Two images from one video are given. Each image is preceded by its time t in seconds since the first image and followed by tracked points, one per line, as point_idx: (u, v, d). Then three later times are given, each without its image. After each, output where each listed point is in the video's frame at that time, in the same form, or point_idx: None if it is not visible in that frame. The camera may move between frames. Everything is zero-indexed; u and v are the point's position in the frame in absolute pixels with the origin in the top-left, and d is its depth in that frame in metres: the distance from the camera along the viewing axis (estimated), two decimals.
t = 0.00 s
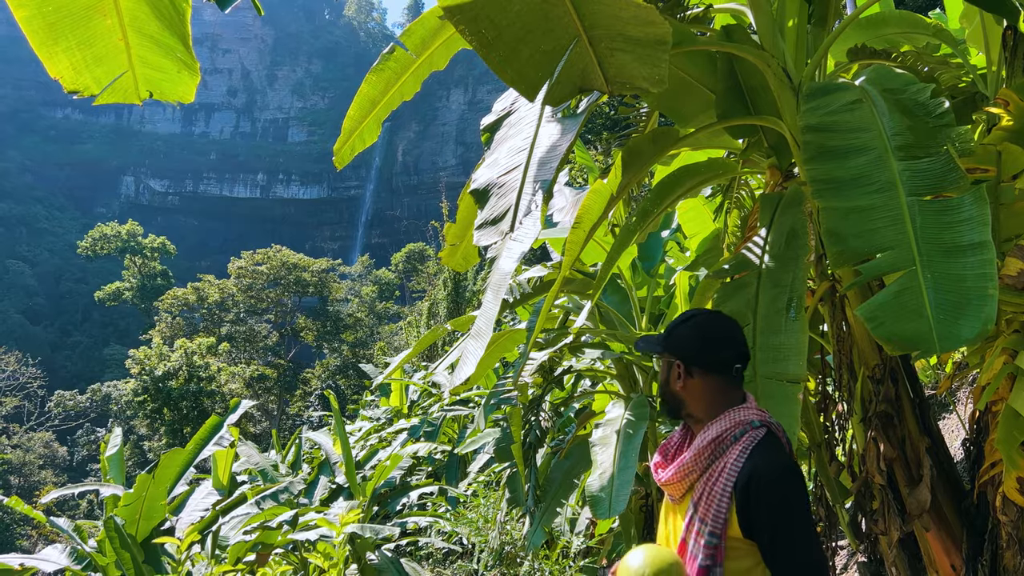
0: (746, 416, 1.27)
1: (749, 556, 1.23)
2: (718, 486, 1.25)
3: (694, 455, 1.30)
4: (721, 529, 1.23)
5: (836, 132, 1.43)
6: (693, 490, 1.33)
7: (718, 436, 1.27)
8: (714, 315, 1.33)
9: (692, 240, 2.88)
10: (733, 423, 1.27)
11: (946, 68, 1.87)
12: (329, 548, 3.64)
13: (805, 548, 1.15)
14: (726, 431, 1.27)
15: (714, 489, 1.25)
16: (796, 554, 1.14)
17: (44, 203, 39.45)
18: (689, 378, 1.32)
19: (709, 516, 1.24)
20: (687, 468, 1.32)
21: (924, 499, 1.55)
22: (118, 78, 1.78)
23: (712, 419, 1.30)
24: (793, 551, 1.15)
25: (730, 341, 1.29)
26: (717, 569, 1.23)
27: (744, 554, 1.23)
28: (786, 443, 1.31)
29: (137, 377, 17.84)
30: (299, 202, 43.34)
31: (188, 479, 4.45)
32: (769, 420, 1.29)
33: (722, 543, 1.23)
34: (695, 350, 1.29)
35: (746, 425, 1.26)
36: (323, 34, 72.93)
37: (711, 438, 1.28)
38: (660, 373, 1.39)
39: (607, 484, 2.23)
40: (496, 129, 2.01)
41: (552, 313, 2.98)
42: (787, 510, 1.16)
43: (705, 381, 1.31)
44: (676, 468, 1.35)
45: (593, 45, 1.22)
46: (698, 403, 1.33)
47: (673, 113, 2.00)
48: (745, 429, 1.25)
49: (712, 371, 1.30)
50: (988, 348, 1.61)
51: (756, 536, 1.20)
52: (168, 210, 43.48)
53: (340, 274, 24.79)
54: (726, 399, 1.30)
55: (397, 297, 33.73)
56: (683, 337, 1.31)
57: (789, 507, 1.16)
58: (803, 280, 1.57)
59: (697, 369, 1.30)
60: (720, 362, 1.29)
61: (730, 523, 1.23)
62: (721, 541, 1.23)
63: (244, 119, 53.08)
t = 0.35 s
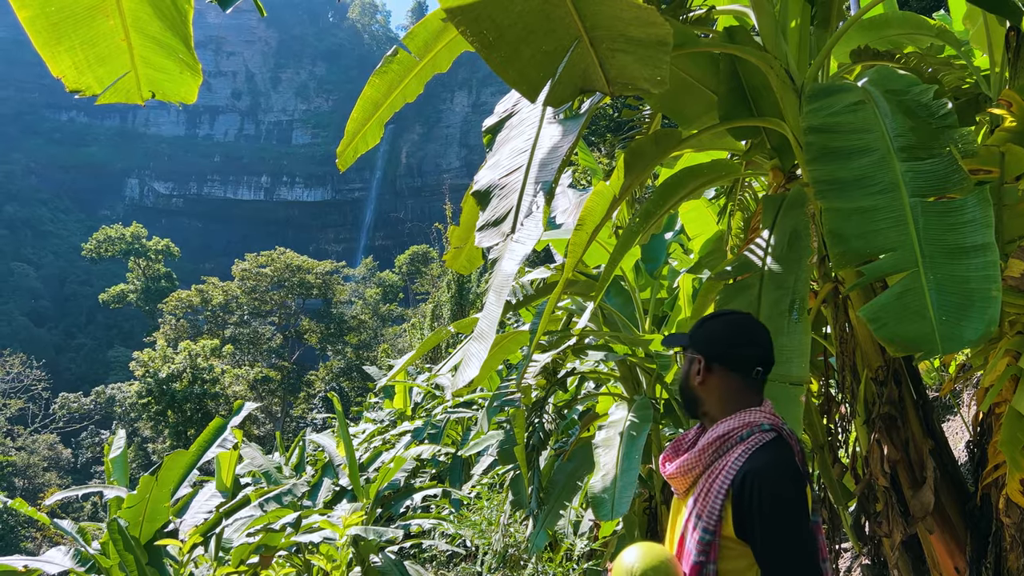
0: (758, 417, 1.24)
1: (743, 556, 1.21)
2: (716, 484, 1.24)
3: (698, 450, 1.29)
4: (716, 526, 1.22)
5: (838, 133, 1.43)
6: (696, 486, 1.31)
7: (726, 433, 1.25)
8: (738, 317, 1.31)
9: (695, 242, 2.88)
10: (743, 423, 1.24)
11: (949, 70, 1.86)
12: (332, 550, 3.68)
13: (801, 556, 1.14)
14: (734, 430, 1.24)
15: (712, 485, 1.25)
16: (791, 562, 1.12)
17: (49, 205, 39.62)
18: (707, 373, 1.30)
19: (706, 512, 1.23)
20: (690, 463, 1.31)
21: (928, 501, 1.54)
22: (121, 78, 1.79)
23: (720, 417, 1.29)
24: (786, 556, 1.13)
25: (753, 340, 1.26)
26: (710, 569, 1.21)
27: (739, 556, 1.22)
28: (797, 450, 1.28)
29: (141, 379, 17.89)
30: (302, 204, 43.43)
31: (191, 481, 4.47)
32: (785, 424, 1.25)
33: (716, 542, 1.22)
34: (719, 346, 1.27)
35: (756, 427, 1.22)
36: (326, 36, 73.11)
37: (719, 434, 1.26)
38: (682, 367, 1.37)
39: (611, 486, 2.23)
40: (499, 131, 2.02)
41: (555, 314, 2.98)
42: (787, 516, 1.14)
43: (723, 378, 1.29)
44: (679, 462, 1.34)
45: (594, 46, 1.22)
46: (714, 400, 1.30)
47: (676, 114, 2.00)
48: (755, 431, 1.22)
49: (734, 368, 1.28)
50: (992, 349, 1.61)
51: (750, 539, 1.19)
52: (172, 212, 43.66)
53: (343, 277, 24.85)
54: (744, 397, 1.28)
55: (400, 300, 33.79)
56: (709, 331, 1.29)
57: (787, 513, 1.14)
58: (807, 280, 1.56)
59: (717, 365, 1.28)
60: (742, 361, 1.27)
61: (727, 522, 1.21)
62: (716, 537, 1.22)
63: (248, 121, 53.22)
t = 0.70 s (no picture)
0: (734, 422, 1.26)
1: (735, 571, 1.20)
2: (701, 494, 1.23)
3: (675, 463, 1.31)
4: (705, 538, 1.21)
5: (838, 134, 1.42)
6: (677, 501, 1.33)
7: (703, 443, 1.27)
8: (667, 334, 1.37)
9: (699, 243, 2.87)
10: (718, 431, 1.26)
11: (952, 71, 1.86)
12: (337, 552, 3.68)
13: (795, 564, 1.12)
14: (711, 439, 1.26)
15: (696, 497, 1.24)
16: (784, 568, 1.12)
17: (57, 208, 39.89)
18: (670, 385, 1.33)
19: (694, 526, 1.22)
20: (672, 476, 1.31)
21: (931, 503, 1.54)
22: (123, 81, 1.80)
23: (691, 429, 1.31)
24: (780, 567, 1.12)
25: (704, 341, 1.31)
26: None
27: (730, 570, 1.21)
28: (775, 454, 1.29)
29: (148, 381, 17.99)
30: (309, 207, 43.57)
31: (197, 483, 4.49)
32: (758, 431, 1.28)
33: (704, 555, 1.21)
34: (670, 358, 1.33)
35: (733, 433, 1.25)
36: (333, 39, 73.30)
37: (696, 446, 1.27)
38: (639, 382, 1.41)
39: (614, 487, 2.23)
40: (499, 133, 2.01)
41: (559, 316, 2.97)
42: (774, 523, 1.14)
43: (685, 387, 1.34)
44: (661, 479, 1.35)
45: (592, 49, 1.23)
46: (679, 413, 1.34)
47: (677, 116, 2.00)
48: (731, 437, 1.24)
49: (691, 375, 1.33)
50: (994, 351, 1.60)
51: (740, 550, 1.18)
52: (179, 215, 43.90)
53: (350, 279, 24.92)
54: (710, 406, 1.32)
55: (406, 302, 33.85)
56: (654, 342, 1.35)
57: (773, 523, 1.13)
58: (808, 283, 1.56)
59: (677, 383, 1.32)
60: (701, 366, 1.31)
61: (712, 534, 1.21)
62: (705, 551, 1.21)
63: (254, 124, 53.42)
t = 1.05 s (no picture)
0: (684, 451, 1.63)
1: None
2: (667, 519, 1.54)
3: (638, 493, 1.64)
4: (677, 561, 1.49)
5: (851, 133, 1.41)
6: (642, 529, 1.65)
7: (659, 472, 1.63)
8: (615, 371, 1.76)
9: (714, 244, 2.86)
10: (672, 459, 1.62)
11: (970, 67, 1.83)
12: (351, 552, 3.69)
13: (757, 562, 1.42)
14: (667, 467, 1.62)
15: (660, 523, 1.55)
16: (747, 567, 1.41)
17: (75, 211, 40.48)
18: (620, 424, 1.72)
19: (664, 549, 1.52)
20: (636, 506, 1.65)
21: (949, 504, 1.52)
22: (140, 82, 1.83)
23: (649, 464, 1.66)
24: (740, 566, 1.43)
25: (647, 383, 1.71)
26: None
27: None
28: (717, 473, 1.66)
29: (165, 382, 18.20)
30: (323, 209, 43.84)
31: (213, 483, 4.52)
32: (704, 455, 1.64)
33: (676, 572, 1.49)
34: (621, 399, 1.71)
35: (686, 458, 1.60)
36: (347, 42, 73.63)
37: (654, 474, 1.63)
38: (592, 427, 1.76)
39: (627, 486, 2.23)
40: (511, 133, 2.02)
41: (573, 316, 2.97)
42: (734, 530, 1.45)
43: (633, 424, 1.71)
44: (625, 507, 1.68)
45: (604, 47, 1.23)
46: (631, 446, 1.72)
47: (690, 116, 1.99)
48: (684, 462, 1.60)
49: (639, 412, 1.72)
50: (1012, 352, 1.57)
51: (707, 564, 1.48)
52: (196, 217, 44.35)
53: (364, 280, 25.04)
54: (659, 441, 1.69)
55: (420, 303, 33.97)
56: (607, 382, 1.73)
57: (729, 532, 1.46)
58: (824, 283, 1.54)
59: (630, 417, 1.71)
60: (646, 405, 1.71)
61: (682, 552, 1.50)
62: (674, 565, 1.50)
63: (270, 126, 53.84)
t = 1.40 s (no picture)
0: (597, 441, 1.56)
1: None
2: (579, 514, 1.49)
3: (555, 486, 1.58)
4: (590, 558, 1.45)
5: (886, 126, 1.40)
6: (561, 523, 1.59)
7: (574, 466, 1.55)
8: (536, 361, 1.62)
9: (741, 240, 2.84)
10: (585, 452, 1.55)
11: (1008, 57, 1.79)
12: (379, 547, 3.72)
13: (669, 552, 1.41)
14: (580, 461, 1.54)
15: (574, 519, 1.50)
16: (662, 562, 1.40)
17: (105, 210, 41.34)
18: (541, 418, 1.61)
19: (579, 546, 1.46)
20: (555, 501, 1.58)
21: (985, 502, 1.49)
22: (176, 83, 1.88)
23: (562, 457, 1.59)
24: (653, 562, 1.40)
25: (567, 375, 1.58)
26: None
27: None
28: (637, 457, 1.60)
29: (192, 378, 18.52)
30: (347, 206, 44.21)
31: (242, 478, 4.59)
32: (620, 441, 1.57)
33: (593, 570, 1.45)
34: (543, 394, 1.58)
35: (598, 450, 1.54)
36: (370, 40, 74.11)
37: (570, 469, 1.55)
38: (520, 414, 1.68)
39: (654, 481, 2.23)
40: (542, 130, 2.03)
41: (598, 313, 2.97)
42: (646, 527, 1.42)
43: (549, 420, 1.60)
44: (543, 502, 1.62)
45: (637, 41, 1.23)
46: (552, 438, 1.62)
47: (719, 111, 1.98)
48: (597, 455, 1.53)
49: (562, 408, 1.59)
50: None
51: (624, 557, 1.44)
52: (222, 215, 45.00)
53: (388, 277, 25.22)
54: (577, 435, 1.60)
55: (443, 300, 34.12)
56: (530, 378, 1.60)
57: (642, 526, 1.42)
58: (857, 278, 1.54)
59: (547, 411, 1.60)
60: (567, 398, 1.59)
61: (600, 550, 1.46)
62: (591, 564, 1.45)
63: (294, 125, 54.43)
